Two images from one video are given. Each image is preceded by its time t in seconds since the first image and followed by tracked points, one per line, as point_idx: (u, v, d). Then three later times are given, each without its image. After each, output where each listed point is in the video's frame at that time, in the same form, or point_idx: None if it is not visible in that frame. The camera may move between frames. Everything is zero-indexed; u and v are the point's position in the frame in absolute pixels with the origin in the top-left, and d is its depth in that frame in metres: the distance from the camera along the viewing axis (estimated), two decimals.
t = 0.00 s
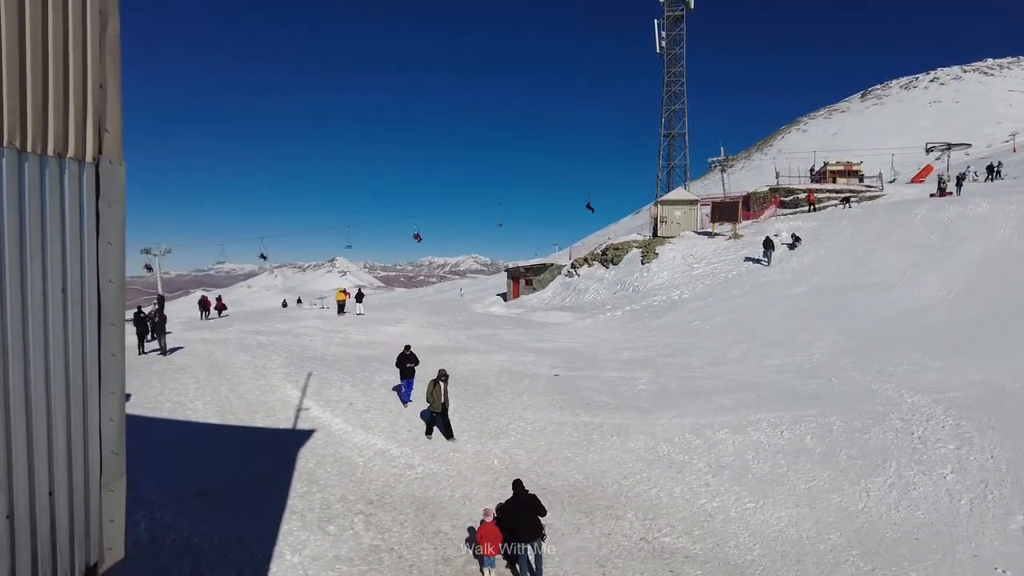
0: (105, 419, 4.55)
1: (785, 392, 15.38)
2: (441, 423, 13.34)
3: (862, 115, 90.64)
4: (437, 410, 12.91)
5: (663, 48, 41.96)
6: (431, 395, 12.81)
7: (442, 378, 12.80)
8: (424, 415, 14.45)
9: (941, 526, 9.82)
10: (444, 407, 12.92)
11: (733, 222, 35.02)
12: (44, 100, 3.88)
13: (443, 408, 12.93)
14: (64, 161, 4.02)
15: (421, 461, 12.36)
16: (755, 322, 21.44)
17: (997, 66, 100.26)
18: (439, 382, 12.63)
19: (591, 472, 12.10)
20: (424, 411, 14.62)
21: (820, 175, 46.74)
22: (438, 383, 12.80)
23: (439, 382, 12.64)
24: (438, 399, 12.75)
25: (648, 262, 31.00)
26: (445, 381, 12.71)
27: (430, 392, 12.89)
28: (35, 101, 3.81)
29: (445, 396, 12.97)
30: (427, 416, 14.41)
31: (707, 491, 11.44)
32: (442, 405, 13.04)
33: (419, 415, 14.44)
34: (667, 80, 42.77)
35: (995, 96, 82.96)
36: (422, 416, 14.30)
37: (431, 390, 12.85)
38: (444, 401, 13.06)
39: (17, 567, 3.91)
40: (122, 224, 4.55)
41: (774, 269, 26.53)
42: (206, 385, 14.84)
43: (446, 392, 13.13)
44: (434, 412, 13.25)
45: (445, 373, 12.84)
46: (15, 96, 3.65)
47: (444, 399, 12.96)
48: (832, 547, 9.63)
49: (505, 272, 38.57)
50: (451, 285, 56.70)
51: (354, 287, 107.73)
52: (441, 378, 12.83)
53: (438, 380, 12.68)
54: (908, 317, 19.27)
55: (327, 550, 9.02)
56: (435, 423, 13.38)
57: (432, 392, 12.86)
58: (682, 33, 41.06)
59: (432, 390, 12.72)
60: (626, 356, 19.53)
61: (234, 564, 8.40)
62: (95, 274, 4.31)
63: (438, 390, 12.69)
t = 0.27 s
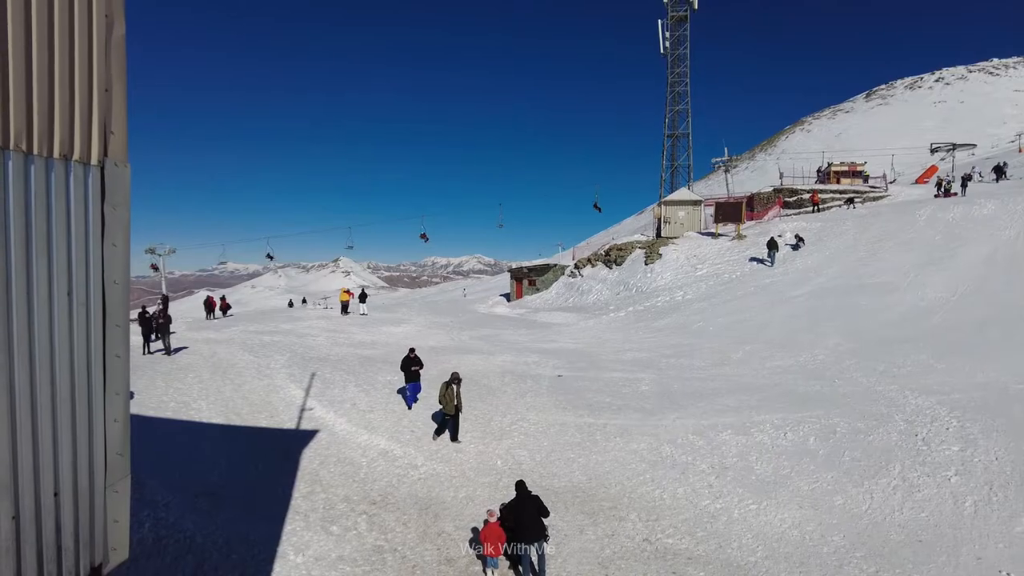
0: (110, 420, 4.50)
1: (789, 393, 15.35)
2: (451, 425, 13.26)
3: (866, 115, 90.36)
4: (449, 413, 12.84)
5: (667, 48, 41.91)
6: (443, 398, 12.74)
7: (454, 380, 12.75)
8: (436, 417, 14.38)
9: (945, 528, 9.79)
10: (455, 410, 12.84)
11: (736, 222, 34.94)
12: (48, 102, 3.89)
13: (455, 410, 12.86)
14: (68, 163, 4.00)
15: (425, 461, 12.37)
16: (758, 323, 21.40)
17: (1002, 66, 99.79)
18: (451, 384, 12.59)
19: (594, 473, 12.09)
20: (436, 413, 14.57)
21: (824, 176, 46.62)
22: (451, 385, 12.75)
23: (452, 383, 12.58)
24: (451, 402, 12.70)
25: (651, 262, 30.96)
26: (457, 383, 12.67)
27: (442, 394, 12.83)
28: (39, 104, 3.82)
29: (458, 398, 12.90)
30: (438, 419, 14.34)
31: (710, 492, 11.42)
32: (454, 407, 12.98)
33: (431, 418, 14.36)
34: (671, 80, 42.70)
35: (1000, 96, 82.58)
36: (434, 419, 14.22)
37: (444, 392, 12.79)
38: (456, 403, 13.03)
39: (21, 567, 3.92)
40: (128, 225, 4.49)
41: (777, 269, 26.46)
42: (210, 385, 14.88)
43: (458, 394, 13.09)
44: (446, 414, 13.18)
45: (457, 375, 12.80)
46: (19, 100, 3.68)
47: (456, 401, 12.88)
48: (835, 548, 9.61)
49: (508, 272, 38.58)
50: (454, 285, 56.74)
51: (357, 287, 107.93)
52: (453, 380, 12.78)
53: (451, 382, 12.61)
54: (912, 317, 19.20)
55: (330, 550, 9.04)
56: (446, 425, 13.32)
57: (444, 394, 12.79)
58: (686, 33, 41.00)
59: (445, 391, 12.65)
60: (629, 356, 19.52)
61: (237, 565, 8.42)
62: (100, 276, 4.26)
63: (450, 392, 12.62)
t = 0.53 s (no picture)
0: (111, 421, 4.50)
1: (790, 395, 15.34)
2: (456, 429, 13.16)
3: (866, 117, 90.36)
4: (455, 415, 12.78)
5: (668, 50, 41.91)
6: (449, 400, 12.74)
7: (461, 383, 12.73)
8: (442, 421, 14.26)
9: (946, 530, 9.79)
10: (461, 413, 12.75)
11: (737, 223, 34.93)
12: (51, 104, 3.88)
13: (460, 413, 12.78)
14: (71, 165, 4.00)
15: (425, 462, 12.37)
16: (759, 324, 21.38)
17: (1003, 67, 99.74)
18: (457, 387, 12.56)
19: (595, 475, 12.09)
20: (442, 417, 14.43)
21: (824, 177, 46.61)
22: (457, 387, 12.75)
23: (459, 386, 12.53)
24: (457, 404, 12.66)
25: (652, 263, 30.95)
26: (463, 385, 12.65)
27: (449, 396, 12.81)
28: (43, 106, 3.82)
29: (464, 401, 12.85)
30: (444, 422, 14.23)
31: (711, 494, 11.41)
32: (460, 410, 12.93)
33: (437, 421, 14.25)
34: (672, 81, 42.69)
35: (1001, 98, 82.60)
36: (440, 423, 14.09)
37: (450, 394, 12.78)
38: (462, 405, 13.05)
39: (22, 568, 3.92)
40: (131, 227, 4.47)
41: (778, 271, 26.44)
42: (211, 386, 14.87)
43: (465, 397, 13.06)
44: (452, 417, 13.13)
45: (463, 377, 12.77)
46: (22, 101, 3.70)
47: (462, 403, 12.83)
48: (836, 550, 9.60)
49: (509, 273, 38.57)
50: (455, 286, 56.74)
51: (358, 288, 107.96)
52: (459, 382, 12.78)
53: (458, 384, 12.55)
54: (913, 319, 19.20)
55: (331, 551, 9.04)
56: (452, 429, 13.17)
57: (450, 397, 12.78)
58: (687, 34, 40.99)
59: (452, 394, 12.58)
60: (630, 358, 19.51)
61: (237, 565, 8.43)
62: (103, 277, 4.26)
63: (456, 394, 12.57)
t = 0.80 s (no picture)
0: (112, 423, 4.50)
1: (790, 396, 15.33)
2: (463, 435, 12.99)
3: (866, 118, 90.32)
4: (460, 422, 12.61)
5: (668, 51, 41.91)
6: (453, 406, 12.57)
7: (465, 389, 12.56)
8: (447, 426, 14.11)
9: (946, 532, 9.78)
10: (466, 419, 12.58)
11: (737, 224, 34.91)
12: (52, 107, 3.89)
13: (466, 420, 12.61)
14: (72, 167, 4.01)
15: (425, 464, 12.36)
16: (759, 325, 21.37)
17: (1003, 69, 99.67)
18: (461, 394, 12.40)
19: (595, 476, 12.07)
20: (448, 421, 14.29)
21: (825, 178, 46.61)
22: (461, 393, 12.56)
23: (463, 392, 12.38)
24: (462, 411, 12.49)
25: (652, 264, 30.95)
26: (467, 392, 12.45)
27: (454, 403, 12.63)
28: (45, 109, 3.83)
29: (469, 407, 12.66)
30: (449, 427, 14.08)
31: (711, 496, 11.40)
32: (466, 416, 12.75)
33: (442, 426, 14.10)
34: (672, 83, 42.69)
35: (1001, 99, 82.57)
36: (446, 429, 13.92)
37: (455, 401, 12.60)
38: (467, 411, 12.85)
39: (23, 570, 3.92)
40: (132, 229, 4.48)
41: (778, 272, 26.43)
42: (211, 387, 14.86)
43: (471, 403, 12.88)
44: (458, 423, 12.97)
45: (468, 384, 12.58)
46: (24, 104, 3.70)
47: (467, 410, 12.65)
48: (837, 552, 9.59)
49: (509, 274, 38.55)
50: (455, 287, 56.72)
51: (358, 289, 107.98)
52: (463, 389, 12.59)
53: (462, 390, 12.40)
54: (913, 321, 19.19)
55: (331, 553, 9.03)
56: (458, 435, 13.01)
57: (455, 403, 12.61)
58: (687, 36, 40.99)
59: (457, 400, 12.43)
60: (630, 359, 19.49)
61: (237, 567, 8.42)
62: (104, 279, 4.26)
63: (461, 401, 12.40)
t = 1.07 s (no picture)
0: (111, 425, 4.49)
1: (788, 397, 15.34)
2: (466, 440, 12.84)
3: (864, 119, 90.49)
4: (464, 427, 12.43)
5: (667, 52, 41.95)
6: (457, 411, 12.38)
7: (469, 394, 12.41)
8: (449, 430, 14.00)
9: (945, 533, 9.80)
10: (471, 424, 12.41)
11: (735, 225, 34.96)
12: (50, 109, 3.88)
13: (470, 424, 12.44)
14: (70, 169, 4.00)
15: (424, 465, 12.35)
16: (758, 326, 21.38)
17: (1000, 70, 99.90)
18: (465, 398, 12.26)
19: (594, 477, 12.07)
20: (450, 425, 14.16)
21: (822, 180, 46.69)
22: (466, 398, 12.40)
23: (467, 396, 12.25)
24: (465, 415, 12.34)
25: (651, 265, 30.97)
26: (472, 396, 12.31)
27: (458, 408, 12.46)
28: (43, 111, 3.82)
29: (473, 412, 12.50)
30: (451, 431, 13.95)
31: (710, 497, 11.41)
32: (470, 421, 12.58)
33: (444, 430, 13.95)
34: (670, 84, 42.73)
35: (998, 101, 82.77)
36: (449, 433, 13.77)
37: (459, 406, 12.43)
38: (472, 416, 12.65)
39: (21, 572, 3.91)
40: (131, 230, 4.48)
41: (777, 273, 26.46)
42: (210, 388, 14.84)
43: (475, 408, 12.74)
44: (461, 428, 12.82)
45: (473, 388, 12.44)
46: (22, 105, 3.68)
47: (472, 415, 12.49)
48: (835, 553, 9.60)
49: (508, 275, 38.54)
50: (453, 288, 56.69)
51: (357, 290, 107.88)
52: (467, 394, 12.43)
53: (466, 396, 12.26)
54: (910, 321, 19.23)
55: (329, 554, 9.01)
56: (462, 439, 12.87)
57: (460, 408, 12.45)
58: (686, 37, 41.04)
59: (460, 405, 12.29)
60: (629, 360, 19.50)
61: (235, 568, 8.41)
62: (103, 281, 4.25)
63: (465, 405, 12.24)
